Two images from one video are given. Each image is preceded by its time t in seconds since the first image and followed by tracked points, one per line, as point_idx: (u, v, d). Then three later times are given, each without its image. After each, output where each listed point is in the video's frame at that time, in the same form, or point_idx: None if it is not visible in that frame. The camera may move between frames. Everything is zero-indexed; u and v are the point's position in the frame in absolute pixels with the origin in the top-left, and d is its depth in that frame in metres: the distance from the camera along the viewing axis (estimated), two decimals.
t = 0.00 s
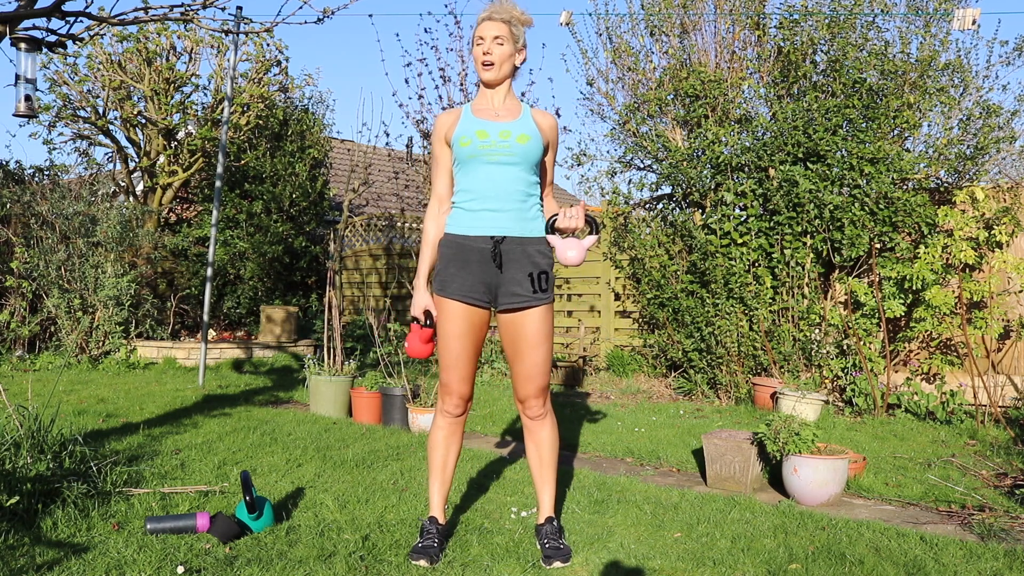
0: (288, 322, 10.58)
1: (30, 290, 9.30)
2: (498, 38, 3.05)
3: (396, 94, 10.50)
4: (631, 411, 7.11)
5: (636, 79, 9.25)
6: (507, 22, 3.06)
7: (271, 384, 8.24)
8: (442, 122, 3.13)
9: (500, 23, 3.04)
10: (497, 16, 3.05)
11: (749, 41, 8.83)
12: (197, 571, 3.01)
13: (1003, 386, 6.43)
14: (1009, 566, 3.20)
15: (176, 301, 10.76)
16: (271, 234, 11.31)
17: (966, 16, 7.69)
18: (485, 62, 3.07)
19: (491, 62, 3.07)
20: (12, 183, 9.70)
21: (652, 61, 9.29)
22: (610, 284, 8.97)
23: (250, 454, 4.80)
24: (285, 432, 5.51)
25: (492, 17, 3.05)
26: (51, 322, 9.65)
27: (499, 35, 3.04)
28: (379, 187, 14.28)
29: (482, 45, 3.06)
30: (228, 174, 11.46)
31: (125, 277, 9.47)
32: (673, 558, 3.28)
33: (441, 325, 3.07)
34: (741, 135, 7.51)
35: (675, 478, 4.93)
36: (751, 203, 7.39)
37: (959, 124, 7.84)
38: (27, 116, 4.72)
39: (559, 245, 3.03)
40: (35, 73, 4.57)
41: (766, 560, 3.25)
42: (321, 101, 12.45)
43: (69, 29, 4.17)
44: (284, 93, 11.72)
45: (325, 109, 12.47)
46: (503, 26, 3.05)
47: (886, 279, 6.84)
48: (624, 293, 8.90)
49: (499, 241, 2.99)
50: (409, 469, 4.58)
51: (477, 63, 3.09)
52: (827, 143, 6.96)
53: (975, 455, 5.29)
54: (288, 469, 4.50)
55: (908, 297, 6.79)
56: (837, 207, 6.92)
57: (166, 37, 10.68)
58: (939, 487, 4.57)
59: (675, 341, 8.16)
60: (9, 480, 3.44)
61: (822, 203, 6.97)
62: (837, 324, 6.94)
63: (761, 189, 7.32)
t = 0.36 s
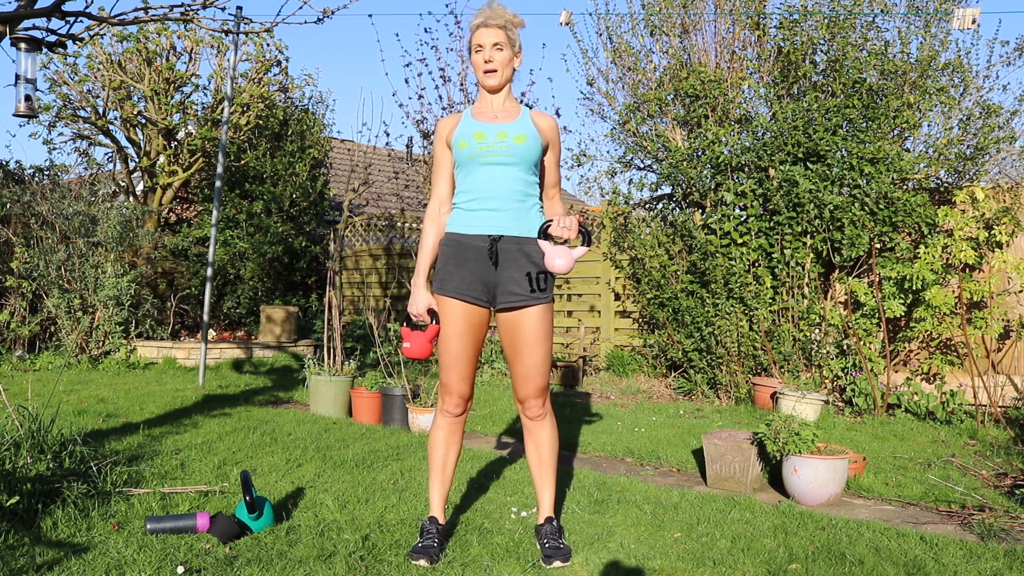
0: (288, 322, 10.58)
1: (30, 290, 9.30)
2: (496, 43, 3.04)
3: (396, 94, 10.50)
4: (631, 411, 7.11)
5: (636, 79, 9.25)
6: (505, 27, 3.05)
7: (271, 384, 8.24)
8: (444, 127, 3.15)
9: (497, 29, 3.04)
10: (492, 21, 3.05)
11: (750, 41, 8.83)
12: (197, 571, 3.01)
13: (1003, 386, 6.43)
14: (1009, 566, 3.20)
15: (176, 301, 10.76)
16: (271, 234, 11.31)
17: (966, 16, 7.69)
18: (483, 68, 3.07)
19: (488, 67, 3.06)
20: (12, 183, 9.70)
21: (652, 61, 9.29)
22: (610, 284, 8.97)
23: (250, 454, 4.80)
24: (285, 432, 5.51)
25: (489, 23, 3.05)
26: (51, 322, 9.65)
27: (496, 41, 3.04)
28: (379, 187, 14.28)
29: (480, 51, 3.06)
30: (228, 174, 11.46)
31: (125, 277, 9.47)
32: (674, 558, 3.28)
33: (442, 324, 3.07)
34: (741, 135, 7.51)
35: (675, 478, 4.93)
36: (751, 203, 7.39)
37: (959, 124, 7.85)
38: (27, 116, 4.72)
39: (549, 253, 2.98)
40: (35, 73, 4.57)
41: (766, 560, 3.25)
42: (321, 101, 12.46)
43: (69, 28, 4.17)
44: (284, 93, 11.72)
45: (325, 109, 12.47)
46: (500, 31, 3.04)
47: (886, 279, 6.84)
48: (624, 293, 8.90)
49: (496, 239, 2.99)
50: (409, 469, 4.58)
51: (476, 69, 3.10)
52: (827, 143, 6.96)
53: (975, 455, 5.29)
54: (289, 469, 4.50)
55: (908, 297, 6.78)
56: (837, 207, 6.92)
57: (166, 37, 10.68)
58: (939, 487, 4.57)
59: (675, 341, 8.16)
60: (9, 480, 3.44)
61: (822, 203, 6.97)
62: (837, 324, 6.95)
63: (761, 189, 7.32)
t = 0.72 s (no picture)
0: (288, 322, 10.58)
1: (30, 290, 9.29)
2: (498, 45, 3.04)
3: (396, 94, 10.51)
4: (631, 411, 7.11)
5: (636, 79, 9.25)
6: (505, 29, 3.05)
7: (271, 384, 8.24)
8: (443, 129, 3.15)
9: (498, 31, 3.03)
10: (493, 23, 3.05)
11: (749, 41, 8.83)
12: (197, 571, 3.01)
13: (1003, 386, 6.43)
14: (1009, 566, 3.20)
15: (176, 301, 10.76)
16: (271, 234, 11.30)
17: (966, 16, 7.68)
18: (483, 69, 3.07)
19: (489, 69, 3.06)
20: (12, 183, 9.70)
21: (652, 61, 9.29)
22: (610, 284, 8.97)
23: (251, 454, 4.80)
24: (285, 432, 5.51)
25: (490, 24, 3.04)
26: (51, 322, 9.65)
27: (497, 43, 3.03)
28: (379, 187, 14.28)
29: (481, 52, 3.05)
30: (228, 174, 11.46)
31: (125, 277, 9.47)
32: (674, 558, 3.28)
33: (441, 323, 3.07)
34: (741, 135, 7.51)
35: (675, 478, 4.93)
36: (751, 203, 7.39)
37: (959, 124, 7.84)
38: (27, 116, 4.72)
39: (547, 252, 2.97)
40: (35, 73, 4.57)
41: (766, 560, 3.25)
42: (321, 101, 12.46)
43: (69, 28, 4.16)
44: (284, 93, 11.72)
45: (325, 109, 12.47)
46: (501, 33, 3.04)
47: (886, 279, 6.84)
48: (624, 293, 8.90)
49: (497, 240, 2.99)
50: (409, 469, 4.58)
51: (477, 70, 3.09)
52: (827, 143, 6.95)
53: (975, 455, 5.29)
54: (289, 469, 4.50)
55: (908, 297, 6.78)
56: (837, 207, 6.92)
57: (166, 37, 10.69)
58: (939, 487, 4.57)
59: (675, 341, 8.16)
60: (9, 480, 3.44)
61: (822, 203, 6.97)
62: (837, 324, 6.95)
63: (761, 189, 7.32)
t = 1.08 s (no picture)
0: (288, 322, 10.58)
1: (30, 290, 9.29)
2: (501, 44, 3.04)
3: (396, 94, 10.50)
4: (631, 411, 7.11)
5: (636, 79, 9.26)
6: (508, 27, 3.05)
7: (271, 384, 8.24)
8: (445, 126, 3.16)
9: (501, 29, 3.03)
10: (497, 21, 3.05)
11: (749, 41, 8.83)
12: (197, 571, 3.01)
13: (1003, 386, 6.43)
14: (1009, 566, 3.20)
15: (176, 301, 10.76)
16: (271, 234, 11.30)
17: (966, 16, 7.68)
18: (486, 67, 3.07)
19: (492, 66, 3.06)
20: (12, 183, 9.70)
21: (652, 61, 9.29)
22: (609, 284, 8.97)
23: (251, 454, 4.80)
24: (285, 432, 5.51)
25: (494, 23, 3.05)
26: (51, 322, 9.65)
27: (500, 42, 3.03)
28: (379, 187, 14.28)
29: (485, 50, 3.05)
30: (228, 174, 11.46)
31: (125, 277, 9.47)
32: (673, 558, 3.28)
33: (441, 322, 3.08)
34: (740, 136, 7.51)
35: (675, 478, 4.93)
36: (751, 203, 7.39)
37: (959, 124, 7.84)
38: (27, 116, 4.72)
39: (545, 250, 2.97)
40: (35, 73, 4.57)
41: (766, 560, 3.25)
42: (321, 101, 12.46)
43: (69, 28, 4.16)
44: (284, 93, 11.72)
45: (325, 109, 12.47)
46: (505, 31, 3.04)
47: (886, 279, 6.84)
48: (624, 293, 8.90)
49: (497, 237, 3.00)
50: (409, 469, 4.59)
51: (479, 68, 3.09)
52: (827, 143, 6.95)
53: (975, 455, 5.29)
54: (289, 469, 4.50)
55: (908, 297, 6.78)
56: (837, 207, 6.92)
57: (166, 37, 10.69)
58: (939, 487, 4.57)
59: (675, 341, 8.16)
60: (9, 480, 3.44)
61: (822, 203, 6.97)
62: (837, 324, 6.95)
63: (761, 189, 7.32)
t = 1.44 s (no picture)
0: (288, 322, 10.59)
1: (30, 290, 9.29)
2: (507, 44, 3.04)
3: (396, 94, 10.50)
4: (631, 411, 7.11)
5: (636, 79, 9.26)
6: (516, 28, 3.04)
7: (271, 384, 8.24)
8: (448, 125, 3.16)
9: (509, 29, 3.02)
10: (505, 21, 3.04)
11: (749, 41, 8.83)
12: (196, 571, 3.01)
13: (1003, 386, 6.43)
14: (1009, 566, 3.20)
15: (176, 301, 10.75)
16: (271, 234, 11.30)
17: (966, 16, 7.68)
18: (492, 68, 3.07)
19: (498, 66, 3.06)
20: (12, 183, 9.70)
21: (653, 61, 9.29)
22: (609, 284, 8.97)
23: (251, 454, 4.80)
24: (285, 432, 5.51)
25: (502, 23, 3.03)
26: (51, 322, 9.65)
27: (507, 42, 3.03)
28: (379, 187, 14.28)
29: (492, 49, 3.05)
30: (228, 174, 11.46)
31: (125, 277, 9.47)
32: (673, 558, 3.28)
33: (442, 322, 3.07)
34: (740, 135, 7.50)
35: (675, 478, 4.93)
36: (751, 203, 7.40)
37: (958, 124, 7.85)
38: (27, 115, 4.71)
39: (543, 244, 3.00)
40: (35, 73, 4.57)
41: (766, 560, 3.25)
42: (321, 101, 12.46)
43: (69, 28, 4.16)
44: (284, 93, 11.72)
45: (325, 109, 12.48)
46: (512, 31, 3.03)
47: (886, 279, 6.84)
48: (624, 293, 8.90)
49: (498, 237, 3.00)
50: (409, 469, 4.59)
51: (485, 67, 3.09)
52: (827, 143, 6.96)
53: (975, 455, 5.29)
54: (289, 469, 4.50)
55: (908, 297, 6.78)
56: (837, 207, 6.92)
57: (165, 37, 10.69)
58: (939, 487, 4.57)
59: (675, 341, 8.16)
60: (9, 480, 3.44)
61: (822, 203, 6.97)
62: (837, 324, 6.94)
63: (761, 189, 7.32)
